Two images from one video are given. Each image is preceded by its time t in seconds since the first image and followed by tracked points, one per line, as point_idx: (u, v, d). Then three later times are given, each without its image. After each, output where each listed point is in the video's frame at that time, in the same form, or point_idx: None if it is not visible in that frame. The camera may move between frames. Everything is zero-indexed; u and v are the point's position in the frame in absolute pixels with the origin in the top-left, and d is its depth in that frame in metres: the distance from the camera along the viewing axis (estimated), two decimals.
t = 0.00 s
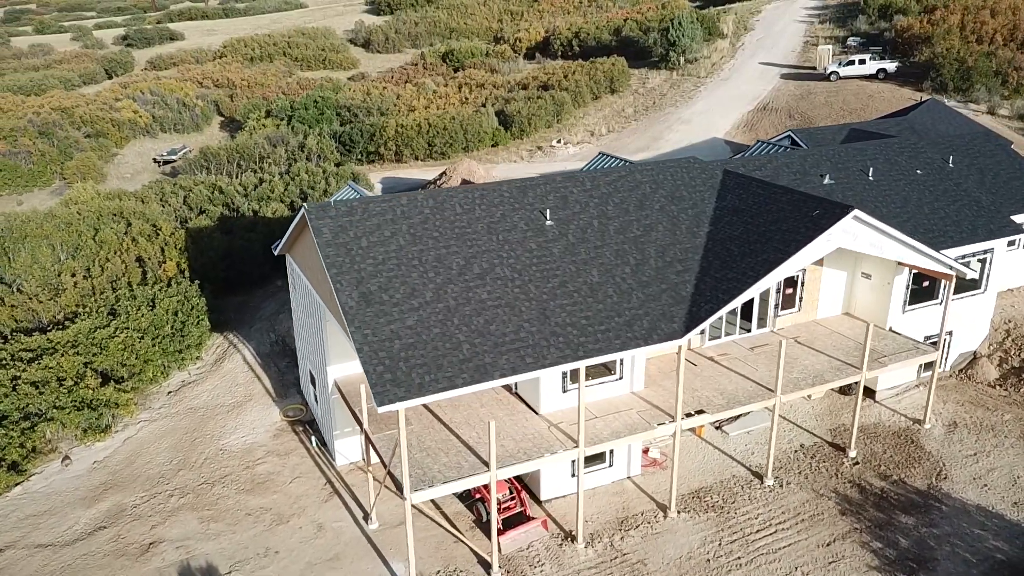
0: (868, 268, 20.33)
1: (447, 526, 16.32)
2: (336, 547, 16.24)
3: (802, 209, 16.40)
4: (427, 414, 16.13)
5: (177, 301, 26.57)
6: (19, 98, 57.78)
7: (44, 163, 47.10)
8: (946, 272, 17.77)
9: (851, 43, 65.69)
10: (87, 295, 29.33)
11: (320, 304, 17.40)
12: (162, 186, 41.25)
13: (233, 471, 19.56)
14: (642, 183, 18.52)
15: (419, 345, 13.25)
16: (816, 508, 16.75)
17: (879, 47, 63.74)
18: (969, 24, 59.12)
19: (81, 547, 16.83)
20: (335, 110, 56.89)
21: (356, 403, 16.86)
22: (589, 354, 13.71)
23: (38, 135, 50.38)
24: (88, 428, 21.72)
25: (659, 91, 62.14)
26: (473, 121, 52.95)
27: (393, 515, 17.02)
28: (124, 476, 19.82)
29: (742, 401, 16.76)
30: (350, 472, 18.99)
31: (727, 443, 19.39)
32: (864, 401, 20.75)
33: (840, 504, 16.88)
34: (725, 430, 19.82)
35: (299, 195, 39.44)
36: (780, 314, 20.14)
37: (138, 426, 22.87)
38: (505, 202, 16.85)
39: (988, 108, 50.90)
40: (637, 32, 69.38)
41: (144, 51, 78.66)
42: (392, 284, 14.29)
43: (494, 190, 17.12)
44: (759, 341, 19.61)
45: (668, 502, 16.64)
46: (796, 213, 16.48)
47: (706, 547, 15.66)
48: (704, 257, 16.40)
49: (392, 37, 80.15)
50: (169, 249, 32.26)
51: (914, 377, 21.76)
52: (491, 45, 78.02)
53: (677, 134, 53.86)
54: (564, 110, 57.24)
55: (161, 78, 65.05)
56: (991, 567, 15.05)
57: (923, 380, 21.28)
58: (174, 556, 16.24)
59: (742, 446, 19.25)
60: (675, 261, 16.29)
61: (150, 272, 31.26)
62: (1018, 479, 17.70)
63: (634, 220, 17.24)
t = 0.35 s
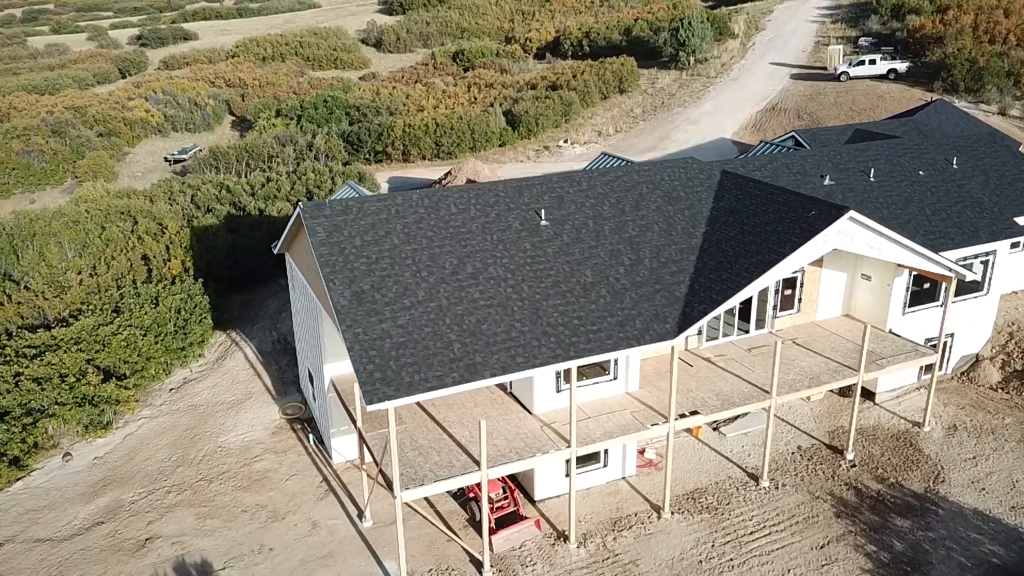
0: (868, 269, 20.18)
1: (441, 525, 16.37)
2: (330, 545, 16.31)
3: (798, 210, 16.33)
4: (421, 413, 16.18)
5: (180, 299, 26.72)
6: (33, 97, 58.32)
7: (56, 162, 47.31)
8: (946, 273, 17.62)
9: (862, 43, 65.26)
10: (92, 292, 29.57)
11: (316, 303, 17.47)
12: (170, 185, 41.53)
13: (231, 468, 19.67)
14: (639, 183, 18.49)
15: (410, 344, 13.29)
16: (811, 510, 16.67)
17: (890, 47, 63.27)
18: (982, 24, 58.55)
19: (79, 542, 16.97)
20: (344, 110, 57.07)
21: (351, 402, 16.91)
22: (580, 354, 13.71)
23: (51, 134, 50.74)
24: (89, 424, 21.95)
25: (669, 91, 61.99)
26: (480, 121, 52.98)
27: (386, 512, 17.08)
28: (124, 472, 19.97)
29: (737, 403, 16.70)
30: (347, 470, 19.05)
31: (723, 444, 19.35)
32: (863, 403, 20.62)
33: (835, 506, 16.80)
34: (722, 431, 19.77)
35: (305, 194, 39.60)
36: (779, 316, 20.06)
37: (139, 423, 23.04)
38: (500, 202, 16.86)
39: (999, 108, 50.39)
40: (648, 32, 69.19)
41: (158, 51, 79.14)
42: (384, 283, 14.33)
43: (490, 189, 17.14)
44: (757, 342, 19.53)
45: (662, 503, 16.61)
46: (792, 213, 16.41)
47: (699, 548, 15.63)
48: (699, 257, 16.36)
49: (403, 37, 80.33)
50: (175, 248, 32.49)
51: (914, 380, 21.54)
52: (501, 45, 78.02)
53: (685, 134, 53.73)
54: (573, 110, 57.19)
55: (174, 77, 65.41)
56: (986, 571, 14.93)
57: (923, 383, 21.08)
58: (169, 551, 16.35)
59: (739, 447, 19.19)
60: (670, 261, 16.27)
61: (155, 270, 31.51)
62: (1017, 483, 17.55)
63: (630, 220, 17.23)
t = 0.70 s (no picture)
0: (877, 272, 19.97)
1: (441, 523, 16.43)
2: (331, 541, 16.43)
3: (802, 211, 16.22)
4: (422, 412, 16.26)
5: (192, 296, 27.04)
6: (58, 96, 59.23)
7: (78, 160, 47.86)
8: (954, 277, 17.39)
9: (882, 44, 64.68)
10: (107, 288, 29.96)
11: (320, 302, 17.59)
12: (188, 183, 42.01)
13: (236, 464, 19.87)
14: (643, 184, 18.46)
15: (408, 343, 13.36)
16: (814, 514, 16.54)
17: (912, 47, 62.54)
18: (1006, 24, 57.65)
19: (86, 534, 17.24)
20: (362, 109, 57.39)
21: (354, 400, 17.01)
22: (578, 354, 13.71)
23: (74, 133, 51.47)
24: (100, 419, 22.35)
25: (686, 91, 61.73)
26: (495, 121, 53.09)
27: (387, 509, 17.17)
28: (132, 466, 20.25)
29: (740, 405, 16.61)
30: (350, 467, 19.17)
31: (727, 446, 19.24)
32: (870, 407, 20.41)
33: (838, 510, 16.65)
34: (726, 433, 19.66)
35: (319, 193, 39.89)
36: (785, 318, 19.91)
37: (149, 418, 23.36)
38: (503, 202, 16.90)
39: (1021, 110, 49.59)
40: (666, 32, 68.90)
41: (181, 50, 80.05)
42: (384, 282, 14.42)
43: (493, 189, 17.18)
44: (763, 345, 19.41)
45: (663, 505, 16.56)
46: (796, 215, 16.30)
47: (699, 551, 15.57)
48: (702, 259, 16.30)
49: (423, 37, 80.68)
50: (189, 246, 32.86)
51: (923, 384, 21.24)
52: (520, 45, 78.12)
53: (700, 134, 53.49)
54: (588, 110, 57.18)
55: (195, 77, 66.11)
56: None
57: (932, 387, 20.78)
58: (173, 545, 16.56)
59: (743, 450, 19.08)
60: (672, 262, 16.22)
61: (170, 267, 31.91)
62: None
63: (633, 221, 17.21)
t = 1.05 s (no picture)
0: (895, 276, 19.66)
1: (449, 521, 16.49)
2: (339, 537, 16.57)
3: (815, 214, 16.05)
4: (431, 410, 16.34)
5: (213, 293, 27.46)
6: (92, 95, 60.40)
7: (110, 158, 48.66)
8: (973, 281, 17.06)
9: (914, 44, 63.74)
10: (130, 284, 30.51)
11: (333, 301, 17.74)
12: (214, 181, 42.62)
13: (250, 459, 20.12)
14: (656, 184, 18.37)
15: (414, 341, 13.44)
16: (825, 520, 16.33)
17: (944, 48, 61.46)
18: None
19: (101, 525, 17.59)
20: (387, 109, 57.75)
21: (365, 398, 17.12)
22: (585, 355, 13.70)
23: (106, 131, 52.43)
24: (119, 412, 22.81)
25: (712, 91, 61.24)
26: (519, 121, 53.14)
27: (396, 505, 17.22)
28: (149, 460, 20.61)
29: (750, 408, 16.46)
30: (361, 464, 19.33)
31: (740, 450, 19.05)
32: (887, 412, 20.10)
33: (850, 517, 16.42)
34: (739, 437, 19.47)
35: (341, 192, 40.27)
36: (801, 321, 19.66)
37: (167, 412, 23.79)
38: (513, 202, 16.92)
39: None
40: (694, 32, 68.33)
41: (212, 50, 81.21)
42: (393, 280, 14.52)
43: (504, 189, 17.22)
44: (777, 348, 19.21)
45: (672, 507, 16.46)
46: (809, 217, 16.13)
47: (706, 554, 15.46)
48: (713, 261, 16.18)
49: (450, 37, 81.02)
50: (211, 243, 33.33)
51: (942, 390, 20.90)
52: (547, 45, 78.07)
53: (725, 135, 53.03)
54: (613, 110, 57.02)
55: (226, 76, 67.05)
56: None
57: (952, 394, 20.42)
58: (185, 538, 16.82)
59: (755, 454, 18.89)
60: (683, 264, 16.11)
61: (192, 263, 32.40)
62: None
63: (645, 222, 17.14)
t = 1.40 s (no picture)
0: (910, 279, 19.38)
1: (454, 518, 16.56)
2: (346, 533, 16.71)
3: (825, 216, 15.88)
4: (437, 407, 16.44)
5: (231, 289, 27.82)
6: (121, 94, 61.41)
7: (138, 155, 49.31)
8: (989, 285, 16.77)
9: (942, 44, 62.87)
10: (150, 280, 31.03)
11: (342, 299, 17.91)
12: (236, 180, 43.16)
13: (261, 454, 20.36)
14: (666, 185, 18.29)
15: (418, 339, 13.53)
16: (832, 525, 16.16)
17: (973, 48, 60.46)
18: None
19: (114, 517, 17.92)
20: (409, 108, 58.03)
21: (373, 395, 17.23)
22: (588, 355, 13.68)
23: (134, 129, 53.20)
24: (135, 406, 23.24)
25: (735, 92, 60.77)
26: (539, 121, 53.16)
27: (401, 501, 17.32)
28: (162, 453, 20.94)
29: (758, 411, 16.34)
30: (370, 460, 19.47)
31: (749, 452, 18.90)
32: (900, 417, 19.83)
33: (858, 522, 16.24)
34: (748, 439, 19.32)
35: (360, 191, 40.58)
36: (812, 323, 19.47)
37: (182, 407, 24.17)
38: (521, 202, 16.95)
39: None
40: (718, 32, 67.83)
41: (240, 50, 82.13)
42: (399, 279, 14.62)
43: (512, 189, 17.25)
44: (787, 351, 19.04)
45: (677, 509, 16.39)
46: (819, 219, 15.96)
47: (710, 557, 15.38)
48: (721, 262, 16.07)
49: (475, 37, 81.23)
50: (230, 240, 33.75)
51: (958, 395, 20.55)
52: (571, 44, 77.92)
53: (746, 135, 52.59)
54: (634, 110, 56.88)
55: (252, 76, 67.80)
56: None
57: (967, 399, 20.07)
58: (195, 531, 17.07)
59: (764, 457, 18.73)
60: (691, 265, 16.03)
61: (211, 259, 32.83)
62: None
63: (654, 222, 17.08)
